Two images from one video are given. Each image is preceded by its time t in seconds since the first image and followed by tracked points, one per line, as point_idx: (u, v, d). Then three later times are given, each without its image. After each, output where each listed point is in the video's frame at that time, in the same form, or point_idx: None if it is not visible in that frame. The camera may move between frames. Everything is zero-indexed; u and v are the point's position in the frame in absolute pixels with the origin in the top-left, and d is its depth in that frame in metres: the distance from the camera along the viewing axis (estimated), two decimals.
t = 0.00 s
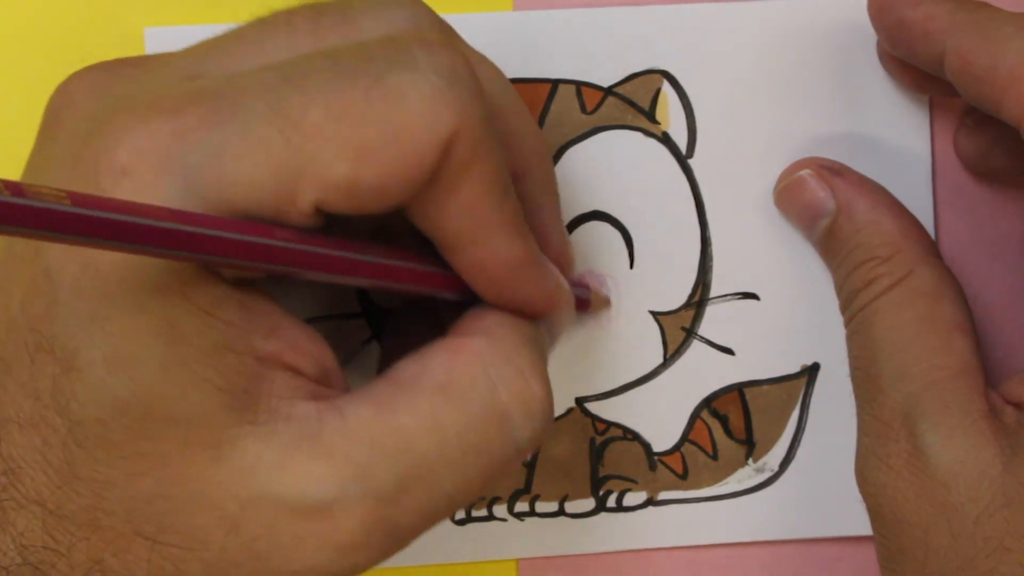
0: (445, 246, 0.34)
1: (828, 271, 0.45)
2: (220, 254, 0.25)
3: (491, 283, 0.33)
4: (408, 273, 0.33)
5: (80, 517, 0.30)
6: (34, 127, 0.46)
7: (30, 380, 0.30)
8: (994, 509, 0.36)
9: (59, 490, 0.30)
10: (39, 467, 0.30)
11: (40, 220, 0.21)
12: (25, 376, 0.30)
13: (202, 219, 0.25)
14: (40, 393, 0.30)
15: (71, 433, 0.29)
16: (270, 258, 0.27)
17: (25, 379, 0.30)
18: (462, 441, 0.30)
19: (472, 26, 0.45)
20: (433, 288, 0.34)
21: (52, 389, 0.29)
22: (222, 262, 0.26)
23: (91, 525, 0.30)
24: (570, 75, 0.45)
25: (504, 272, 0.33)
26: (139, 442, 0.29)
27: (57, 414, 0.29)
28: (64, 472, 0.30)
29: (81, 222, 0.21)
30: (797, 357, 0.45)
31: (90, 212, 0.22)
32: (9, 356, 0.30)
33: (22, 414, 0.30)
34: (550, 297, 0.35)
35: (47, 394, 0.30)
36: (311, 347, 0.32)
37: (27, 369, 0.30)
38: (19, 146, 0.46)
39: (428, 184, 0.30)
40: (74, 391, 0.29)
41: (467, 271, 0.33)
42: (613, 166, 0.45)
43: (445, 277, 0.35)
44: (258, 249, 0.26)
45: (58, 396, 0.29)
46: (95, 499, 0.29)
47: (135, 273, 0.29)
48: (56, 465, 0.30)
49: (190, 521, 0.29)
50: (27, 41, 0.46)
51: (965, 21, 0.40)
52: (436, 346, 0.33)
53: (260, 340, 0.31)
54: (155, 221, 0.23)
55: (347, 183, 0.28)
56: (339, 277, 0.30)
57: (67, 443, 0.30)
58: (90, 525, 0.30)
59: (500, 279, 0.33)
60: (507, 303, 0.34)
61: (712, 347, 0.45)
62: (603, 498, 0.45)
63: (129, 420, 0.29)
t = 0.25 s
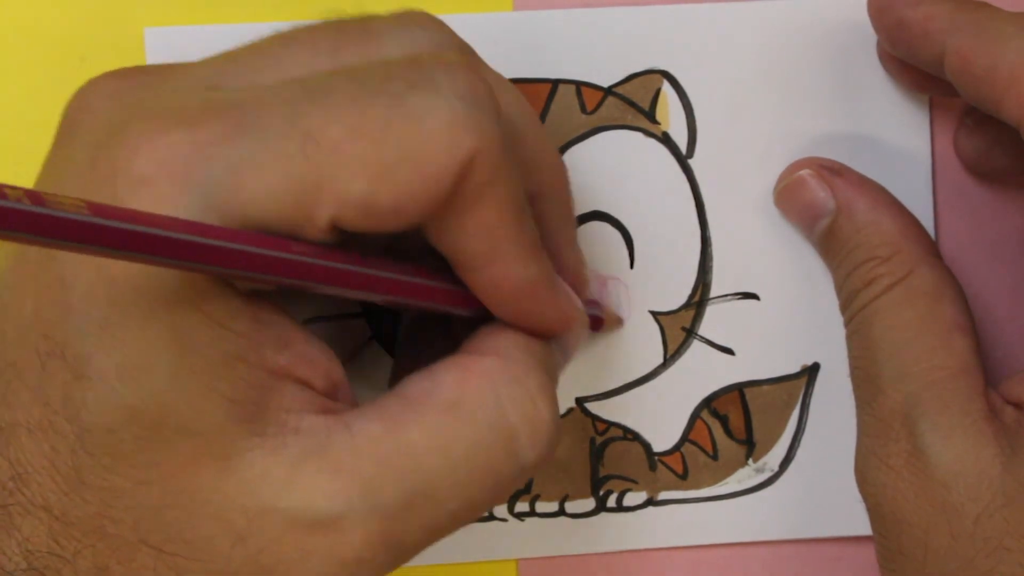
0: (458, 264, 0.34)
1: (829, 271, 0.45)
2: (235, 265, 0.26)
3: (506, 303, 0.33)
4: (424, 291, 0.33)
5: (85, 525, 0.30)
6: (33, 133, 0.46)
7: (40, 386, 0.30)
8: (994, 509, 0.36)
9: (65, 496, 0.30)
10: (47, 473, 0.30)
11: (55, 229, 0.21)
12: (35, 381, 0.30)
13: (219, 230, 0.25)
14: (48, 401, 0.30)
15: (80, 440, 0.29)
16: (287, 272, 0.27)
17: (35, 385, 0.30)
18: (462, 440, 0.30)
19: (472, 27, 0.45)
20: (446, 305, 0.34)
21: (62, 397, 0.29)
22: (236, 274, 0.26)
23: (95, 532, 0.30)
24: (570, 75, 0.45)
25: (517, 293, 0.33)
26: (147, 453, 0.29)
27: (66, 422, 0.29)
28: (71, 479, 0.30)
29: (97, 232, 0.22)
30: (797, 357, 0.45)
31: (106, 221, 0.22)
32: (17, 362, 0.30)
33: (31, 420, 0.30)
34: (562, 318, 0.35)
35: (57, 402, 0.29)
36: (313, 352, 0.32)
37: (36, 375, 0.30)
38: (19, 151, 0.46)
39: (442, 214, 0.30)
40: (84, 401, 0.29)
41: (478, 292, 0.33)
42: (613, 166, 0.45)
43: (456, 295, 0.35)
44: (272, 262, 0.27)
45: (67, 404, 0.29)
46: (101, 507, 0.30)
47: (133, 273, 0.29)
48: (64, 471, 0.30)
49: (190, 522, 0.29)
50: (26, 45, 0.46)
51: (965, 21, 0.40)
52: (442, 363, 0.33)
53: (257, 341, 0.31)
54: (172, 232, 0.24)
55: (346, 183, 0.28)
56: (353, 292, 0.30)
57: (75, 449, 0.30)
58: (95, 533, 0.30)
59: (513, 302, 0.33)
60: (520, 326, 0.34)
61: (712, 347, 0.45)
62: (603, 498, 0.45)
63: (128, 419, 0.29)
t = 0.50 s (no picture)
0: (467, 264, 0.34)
1: (829, 271, 0.45)
2: (243, 267, 0.26)
3: (513, 305, 0.33)
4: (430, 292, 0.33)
5: (87, 526, 0.30)
6: (32, 133, 0.46)
7: (42, 387, 0.30)
8: (994, 509, 0.36)
9: (67, 498, 0.30)
10: (49, 474, 0.30)
11: (67, 229, 0.21)
12: (38, 383, 0.30)
13: (228, 232, 0.25)
14: (51, 402, 0.30)
15: (82, 442, 0.29)
16: (293, 274, 0.27)
17: (39, 386, 0.30)
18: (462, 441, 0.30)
19: (471, 27, 0.45)
20: (451, 309, 0.34)
21: (66, 398, 0.29)
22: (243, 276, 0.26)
23: (96, 533, 0.30)
24: (569, 75, 0.45)
25: (524, 296, 0.33)
26: (151, 456, 0.29)
27: (69, 423, 0.29)
28: (73, 480, 0.30)
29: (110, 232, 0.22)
30: (797, 357, 0.45)
31: (119, 222, 0.22)
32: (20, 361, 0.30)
33: (33, 421, 0.30)
34: (569, 322, 0.35)
35: (60, 403, 0.29)
36: (312, 352, 0.32)
37: (40, 375, 0.30)
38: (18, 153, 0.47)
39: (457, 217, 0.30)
40: (87, 402, 0.29)
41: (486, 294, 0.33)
42: (613, 166, 0.45)
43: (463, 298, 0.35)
44: (280, 266, 0.27)
45: (71, 406, 0.29)
46: (103, 509, 0.30)
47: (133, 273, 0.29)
48: (66, 473, 0.30)
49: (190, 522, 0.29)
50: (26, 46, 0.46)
51: (965, 21, 0.40)
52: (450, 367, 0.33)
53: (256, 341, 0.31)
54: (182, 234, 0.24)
55: (345, 183, 0.28)
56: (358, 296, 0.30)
57: (77, 451, 0.29)
58: (96, 534, 0.30)
59: (523, 303, 0.33)
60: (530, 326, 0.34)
61: (712, 347, 0.45)
62: (604, 498, 0.45)
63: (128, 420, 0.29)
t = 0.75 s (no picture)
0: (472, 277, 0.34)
1: (829, 271, 0.45)
2: (248, 270, 0.26)
3: (518, 313, 0.33)
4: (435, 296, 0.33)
5: (84, 525, 0.30)
6: (32, 133, 0.46)
7: (41, 387, 0.30)
8: (994, 509, 0.36)
9: (64, 497, 0.30)
10: (46, 474, 0.30)
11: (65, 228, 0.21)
12: (36, 383, 0.30)
13: (226, 231, 0.25)
14: (49, 400, 0.30)
15: (80, 440, 0.29)
16: (300, 277, 0.27)
17: (38, 387, 0.30)
18: (461, 442, 0.30)
19: (471, 27, 0.45)
20: (459, 314, 0.34)
21: (63, 396, 0.29)
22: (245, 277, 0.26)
23: (94, 532, 0.30)
24: (569, 75, 0.45)
25: (528, 305, 0.32)
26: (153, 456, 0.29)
27: (67, 422, 0.29)
28: (71, 479, 0.30)
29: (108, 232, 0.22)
30: (797, 357, 0.45)
31: (116, 222, 0.22)
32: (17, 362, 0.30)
33: (31, 421, 0.30)
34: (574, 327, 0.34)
35: (59, 403, 0.30)
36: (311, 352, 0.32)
37: (39, 376, 0.30)
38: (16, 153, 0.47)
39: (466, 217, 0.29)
40: (87, 402, 0.29)
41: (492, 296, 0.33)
42: (613, 166, 0.45)
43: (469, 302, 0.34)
44: (281, 267, 0.27)
45: (68, 405, 0.29)
46: (101, 507, 0.30)
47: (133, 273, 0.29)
48: (63, 472, 0.30)
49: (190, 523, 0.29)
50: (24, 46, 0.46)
51: (965, 21, 0.40)
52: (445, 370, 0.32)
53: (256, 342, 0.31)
54: (179, 233, 0.24)
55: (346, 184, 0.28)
56: (364, 299, 0.30)
57: (75, 450, 0.29)
58: (94, 533, 0.30)
59: (526, 312, 0.33)
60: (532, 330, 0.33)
61: (712, 347, 0.45)
62: (603, 498, 0.45)
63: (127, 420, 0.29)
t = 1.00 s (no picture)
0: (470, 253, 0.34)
1: (829, 271, 0.45)
2: (247, 260, 0.26)
3: (520, 284, 0.33)
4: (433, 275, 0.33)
5: (83, 517, 0.30)
6: (32, 133, 0.46)
7: (34, 383, 0.30)
8: (994, 509, 0.36)
9: (61, 491, 0.30)
10: (42, 468, 0.30)
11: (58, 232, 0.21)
12: (29, 377, 0.30)
13: (223, 225, 0.25)
14: (44, 395, 0.30)
15: (76, 434, 0.29)
16: (297, 263, 0.27)
17: (29, 381, 0.30)
18: (461, 443, 0.30)
19: (471, 27, 0.45)
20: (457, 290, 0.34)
21: (57, 390, 0.29)
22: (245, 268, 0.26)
23: (93, 524, 0.30)
24: (569, 75, 0.45)
25: (530, 276, 0.32)
26: (144, 445, 0.29)
27: (62, 416, 0.29)
28: (67, 474, 0.30)
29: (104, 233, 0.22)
30: (797, 357, 0.45)
31: (110, 222, 0.22)
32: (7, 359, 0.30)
33: (26, 416, 0.30)
34: (581, 300, 0.34)
35: (52, 396, 0.30)
36: (311, 351, 0.32)
37: (31, 371, 0.30)
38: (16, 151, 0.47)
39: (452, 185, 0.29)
40: (79, 393, 0.29)
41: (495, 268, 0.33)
42: (613, 166, 0.45)
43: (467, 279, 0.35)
44: (280, 255, 0.27)
45: (63, 398, 0.29)
46: (99, 499, 0.30)
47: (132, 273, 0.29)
48: (59, 467, 0.30)
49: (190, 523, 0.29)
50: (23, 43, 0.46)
51: (965, 21, 0.40)
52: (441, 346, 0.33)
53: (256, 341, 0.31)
54: (177, 231, 0.24)
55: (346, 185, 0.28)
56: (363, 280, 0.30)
57: (71, 444, 0.29)
58: (92, 525, 0.30)
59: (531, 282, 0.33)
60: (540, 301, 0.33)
61: (712, 347, 0.45)
62: (603, 498, 0.45)
63: (128, 420, 0.29)
